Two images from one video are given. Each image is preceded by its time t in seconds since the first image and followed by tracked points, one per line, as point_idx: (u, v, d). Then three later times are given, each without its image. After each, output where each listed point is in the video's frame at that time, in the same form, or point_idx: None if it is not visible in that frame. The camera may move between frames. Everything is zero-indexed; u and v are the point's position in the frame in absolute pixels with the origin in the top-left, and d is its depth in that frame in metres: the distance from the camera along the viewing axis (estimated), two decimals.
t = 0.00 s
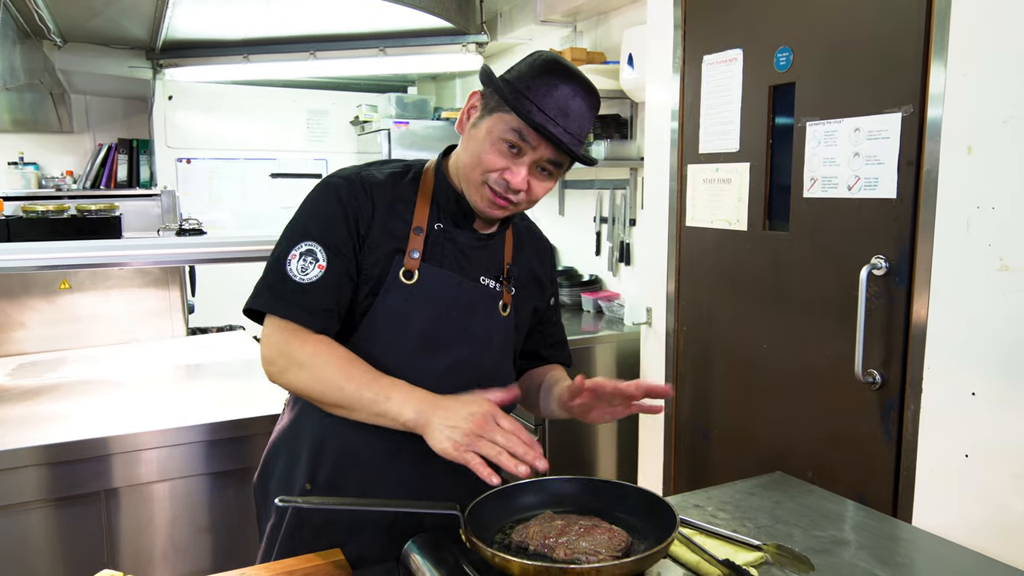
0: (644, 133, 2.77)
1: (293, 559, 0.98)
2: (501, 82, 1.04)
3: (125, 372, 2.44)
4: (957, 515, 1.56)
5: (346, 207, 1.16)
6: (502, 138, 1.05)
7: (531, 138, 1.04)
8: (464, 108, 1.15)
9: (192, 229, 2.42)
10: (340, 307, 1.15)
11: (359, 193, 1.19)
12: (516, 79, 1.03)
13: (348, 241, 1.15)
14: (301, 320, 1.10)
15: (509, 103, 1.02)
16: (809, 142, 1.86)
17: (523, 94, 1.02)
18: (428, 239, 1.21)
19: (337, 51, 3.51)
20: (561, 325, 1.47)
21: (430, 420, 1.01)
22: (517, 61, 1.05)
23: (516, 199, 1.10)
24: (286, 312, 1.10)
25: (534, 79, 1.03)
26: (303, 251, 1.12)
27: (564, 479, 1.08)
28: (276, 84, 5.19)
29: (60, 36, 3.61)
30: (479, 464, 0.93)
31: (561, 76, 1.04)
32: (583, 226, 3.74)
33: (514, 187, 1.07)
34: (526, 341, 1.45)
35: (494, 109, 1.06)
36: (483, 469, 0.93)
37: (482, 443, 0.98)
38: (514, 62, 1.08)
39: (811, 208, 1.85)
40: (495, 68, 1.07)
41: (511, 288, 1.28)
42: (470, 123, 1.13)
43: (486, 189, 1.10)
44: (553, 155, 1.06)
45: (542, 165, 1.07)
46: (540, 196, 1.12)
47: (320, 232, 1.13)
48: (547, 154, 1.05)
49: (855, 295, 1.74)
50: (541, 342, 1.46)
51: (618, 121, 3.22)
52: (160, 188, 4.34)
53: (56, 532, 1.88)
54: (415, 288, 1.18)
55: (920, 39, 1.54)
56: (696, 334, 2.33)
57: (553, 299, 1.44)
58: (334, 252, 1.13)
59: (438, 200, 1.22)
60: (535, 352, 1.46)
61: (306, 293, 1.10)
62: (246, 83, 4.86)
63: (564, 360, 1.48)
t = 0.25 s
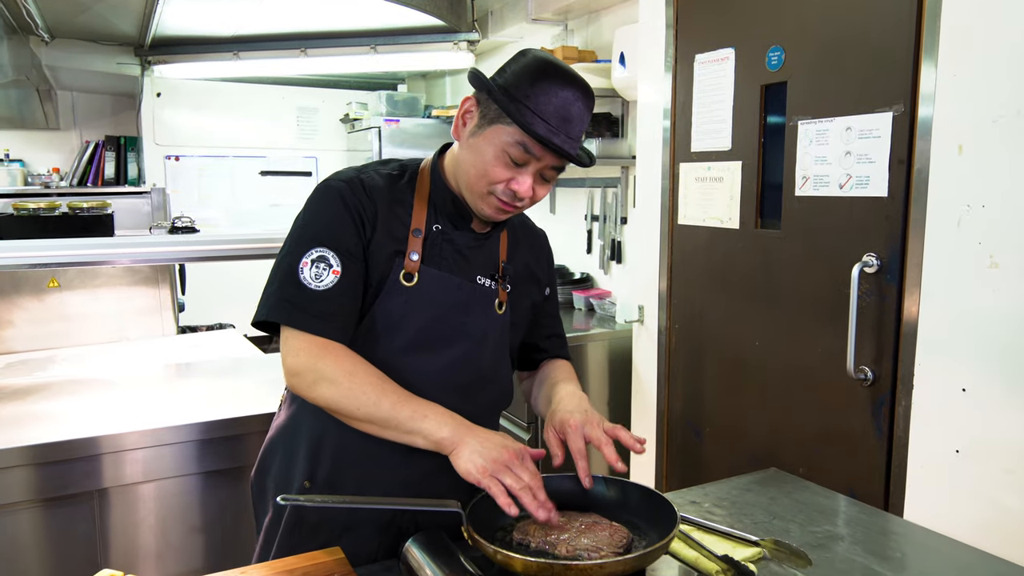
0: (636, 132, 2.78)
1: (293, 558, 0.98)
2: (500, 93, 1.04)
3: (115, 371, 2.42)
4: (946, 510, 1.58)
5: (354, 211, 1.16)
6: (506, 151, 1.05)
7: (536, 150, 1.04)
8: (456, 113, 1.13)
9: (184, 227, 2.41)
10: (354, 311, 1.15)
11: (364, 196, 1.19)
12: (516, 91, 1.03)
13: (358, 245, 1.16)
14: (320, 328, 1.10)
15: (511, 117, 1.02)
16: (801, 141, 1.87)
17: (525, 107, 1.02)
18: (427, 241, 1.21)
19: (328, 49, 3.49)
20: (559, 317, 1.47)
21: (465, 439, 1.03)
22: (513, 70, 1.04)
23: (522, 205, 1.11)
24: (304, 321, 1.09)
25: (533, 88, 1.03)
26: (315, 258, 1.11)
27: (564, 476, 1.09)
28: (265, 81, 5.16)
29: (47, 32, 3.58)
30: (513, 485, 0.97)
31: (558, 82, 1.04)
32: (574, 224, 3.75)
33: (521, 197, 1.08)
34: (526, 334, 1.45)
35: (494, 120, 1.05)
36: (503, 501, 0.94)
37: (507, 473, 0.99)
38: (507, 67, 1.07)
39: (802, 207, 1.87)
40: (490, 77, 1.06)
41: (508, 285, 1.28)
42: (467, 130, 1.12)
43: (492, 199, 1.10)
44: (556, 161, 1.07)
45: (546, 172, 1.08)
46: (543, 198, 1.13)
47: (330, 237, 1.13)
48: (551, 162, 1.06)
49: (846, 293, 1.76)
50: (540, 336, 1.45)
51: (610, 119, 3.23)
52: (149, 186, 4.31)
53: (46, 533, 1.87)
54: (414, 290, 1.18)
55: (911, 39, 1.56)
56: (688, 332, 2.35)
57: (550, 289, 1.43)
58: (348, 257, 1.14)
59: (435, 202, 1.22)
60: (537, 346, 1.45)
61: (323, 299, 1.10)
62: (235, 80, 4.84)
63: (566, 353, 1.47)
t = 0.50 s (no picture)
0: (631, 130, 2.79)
1: (297, 558, 0.97)
2: (507, 101, 1.04)
3: (110, 373, 2.41)
4: (943, 502, 1.59)
5: (348, 220, 1.16)
6: (516, 159, 1.05)
7: (546, 157, 1.04)
8: (460, 119, 1.13)
9: (180, 228, 2.40)
10: (344, 319, 1.16)
11: (360, 204, 1.18)
12: (524, 99, 1.03)
13: (350, 253, 1.16)
14: (306, 335, 1.11)
15: (520, 126, 1.02)
16: (796, 139, 1.88)
17: (534, 114, 1.02)
18: (428, 246, 1.21)
19: (321, 48, 3.48)
20: (563, 313, 1.47)
21: (437, 412, 1.04)
22: (520, 77, 1.04)
23: (532, 211, 1.11)
24: (291, 327, 1.11)
25: (540, 95, 1.03)
26: (304, 264, 1.12)
27: (568, 473, 1.10)
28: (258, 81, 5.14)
29: (39, 32, 3.56)
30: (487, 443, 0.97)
31: (565, 87, 1.04)
32: (569, 222, 3.75)
33: (531, 203, 1.09)
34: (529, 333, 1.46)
35: (502, 128, 1.06)
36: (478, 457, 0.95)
37: (478, 432, 1.00)
38: (512, 73, 1.07)
39: (798, 204, 1.88)
40: (496, 84, 1.06)
41: (510, 287, 1.29)
42: (473, 137, 1.12)
43: (502, 207, 1.11)
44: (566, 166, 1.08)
45: (555, 177, 1.08)
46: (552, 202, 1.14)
47: (321, 245, 1.13)
48: (561, 168, 1.06)
49: (842, 289, 1.77)
50: (545, 333, 1.46)
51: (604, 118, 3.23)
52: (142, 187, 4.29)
53: (43, 535, 1.86)
54: (415, 296, 1.19)
55: (905, 36, 1.57)
56: (684, 330, 2.35)
57: (554, 287, 1.44)
58: (338, 265, 1.14)
59: (437, 207, 1.22)
60: (541, 343, 1.46)
61: (310, 307, 1.11)
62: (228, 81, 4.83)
63: (570, 349, 1.48)
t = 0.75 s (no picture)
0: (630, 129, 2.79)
1: (303, 556, 0.98)
2: (512, 97, 1.04)
3: (110, 373, 2.41)
4: (944, 499, 1.60)
5: (335, 217, 1.16)
6: (522, 155, 1.05)
7: (552, 152, 1.04)
8: (464, 119, 1.14)
9: (181, 228, 2.40)
10: (319, 314, 1.15)
11: (352, 204, 1.18)
12: (529, 94, 1.03)
13: (332, 251, 1.16)
14: (275, 326, 1.11)
15: (526, 121, 1.02)
16: (796, 137, 1.88)
17: (540, 109, 1.02)
18: (430, 247, 1.22)
19: (320, 48, 3.48)
20: (572, 314, 1.48)
21: (346, 404, 0.94)
22: (525, 72, 1.04)
23: (540, 208, 1.11)
24: (261, 314, 1.11)
25: (544, 90, 1.03)
26: (286, 256, 1.13)
27: (574, 471, 1.10)
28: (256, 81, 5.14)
29: (37, 32, 3.55)
30: (360, 457, 0.85)
31: (570, 81, 1.04)
32: (569, 222, 3.75)
33: (538, 200, 1.09)
34: (537, 330, 1.46)
35: (508, 125, 1.06)
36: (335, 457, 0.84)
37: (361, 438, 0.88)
38: (515, 69, 1.07)
39: (799, 202, 1.88)
40: (501, 81, 1.06)
41: (517, 288, 1.28)
42: (478, 136, 1.12)
43: (509, 205, 1.11)
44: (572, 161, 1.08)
45: (562, 173, 1.08)
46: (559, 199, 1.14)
47: (305, 240, 1.13)
48: (568, 163, 1.06)
49: (843, 287, 1.77)
50: (553, 332, 1.47)
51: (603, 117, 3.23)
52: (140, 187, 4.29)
53: (44, 536, 1.86)
54: (417, 296, 1.19)
55: (905, 34, 1.57)
56: (684, 328, 2.36)
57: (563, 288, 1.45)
58: (315, 260, 1.14)
59: (440, 208, 1.23)
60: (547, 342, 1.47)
61: (284, 300, 1.11)
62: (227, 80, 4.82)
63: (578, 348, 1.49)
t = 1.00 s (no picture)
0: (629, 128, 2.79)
1: (305, 553, 0.98)
2: (511, 79, 1.05)
3: (109, 373, 2.41)
4: (942, 496, 1.60)
5: (340, 211, 1.17)
6: (516, 136, 1.05)
7: (545, 133, 1.04)
8: (467, 110, 1.15)
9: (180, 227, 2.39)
10: (323, 307, 1.15)
11: (357, 198, 1.19)
12: (526, 75, 1.03)
13: (337, 245, 1.16)
14: (279, 318, 1.10)
15: (521, 100, 1.03)
16: (795, 135, 1.88)
17: (536, 89, 1.03)
18: (429, 244, 1.22)
19: (318, 47, 3.47)
20: (581, 322, 1.48)
21: (340, 406, 0.94)
22: (525, 56, 1.05)
23: (533, 194, 1.10)
24: (265, 307, 1.10)
25: (543, 73, 1.03)
26: (291, 250, 1.13)
27: (577, 467, 1.10)
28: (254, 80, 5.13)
29: (35, 31, 3.54)
30: (349, 475, 0.86)
31: (570, 67, 1.05)
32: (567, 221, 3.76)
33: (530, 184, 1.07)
34: (541, 337, 1.46)
35: (505, 107, 1.06)
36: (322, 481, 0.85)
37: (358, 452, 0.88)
38: (518, 57, 1.08)
39: (798, 201, 1.88)
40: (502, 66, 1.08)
41: (521, 289, 1.29)
42: (478, 124, 1.13)
43: (501, 188, 1.10)
44: (568, 147, 1.07)
45: (557, 159, 1.08)
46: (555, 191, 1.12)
47: (310, 233, 1.14)
48: (562, 147, 1.05)
49: (842, 285, 1.78)
50: (557, 339, 1.46)
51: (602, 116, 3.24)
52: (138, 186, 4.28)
53: (43, 535, 1.86)
54: (415, 294, 1.19)
55: (904, 33, 1.57)
56: (683, 326, 2.36)
57: (570, 295, 1.45)
58: (321, 253, 1.14)
59: (442, 206, 1.23)
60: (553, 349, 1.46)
61: (289, 292, 1.11)
62: (225, 80, 4.81)
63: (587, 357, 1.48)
